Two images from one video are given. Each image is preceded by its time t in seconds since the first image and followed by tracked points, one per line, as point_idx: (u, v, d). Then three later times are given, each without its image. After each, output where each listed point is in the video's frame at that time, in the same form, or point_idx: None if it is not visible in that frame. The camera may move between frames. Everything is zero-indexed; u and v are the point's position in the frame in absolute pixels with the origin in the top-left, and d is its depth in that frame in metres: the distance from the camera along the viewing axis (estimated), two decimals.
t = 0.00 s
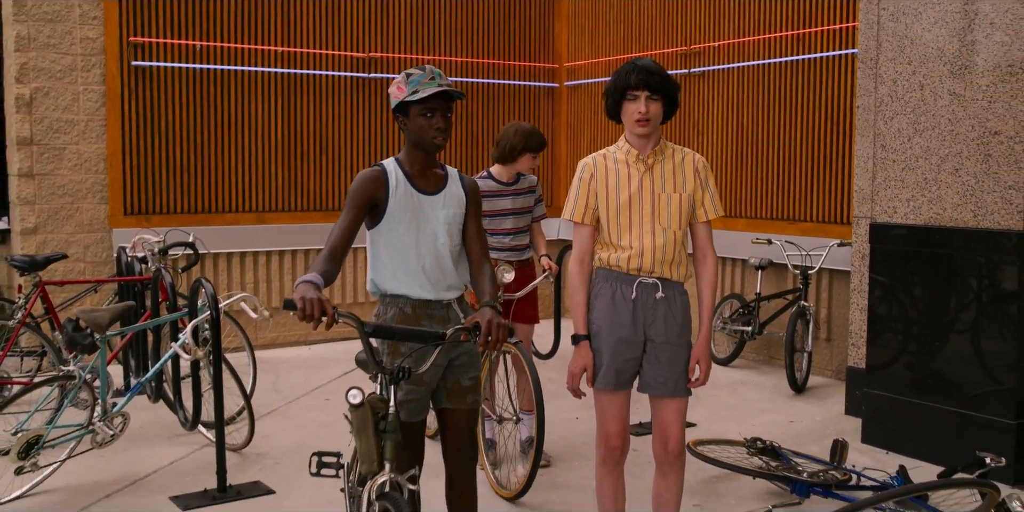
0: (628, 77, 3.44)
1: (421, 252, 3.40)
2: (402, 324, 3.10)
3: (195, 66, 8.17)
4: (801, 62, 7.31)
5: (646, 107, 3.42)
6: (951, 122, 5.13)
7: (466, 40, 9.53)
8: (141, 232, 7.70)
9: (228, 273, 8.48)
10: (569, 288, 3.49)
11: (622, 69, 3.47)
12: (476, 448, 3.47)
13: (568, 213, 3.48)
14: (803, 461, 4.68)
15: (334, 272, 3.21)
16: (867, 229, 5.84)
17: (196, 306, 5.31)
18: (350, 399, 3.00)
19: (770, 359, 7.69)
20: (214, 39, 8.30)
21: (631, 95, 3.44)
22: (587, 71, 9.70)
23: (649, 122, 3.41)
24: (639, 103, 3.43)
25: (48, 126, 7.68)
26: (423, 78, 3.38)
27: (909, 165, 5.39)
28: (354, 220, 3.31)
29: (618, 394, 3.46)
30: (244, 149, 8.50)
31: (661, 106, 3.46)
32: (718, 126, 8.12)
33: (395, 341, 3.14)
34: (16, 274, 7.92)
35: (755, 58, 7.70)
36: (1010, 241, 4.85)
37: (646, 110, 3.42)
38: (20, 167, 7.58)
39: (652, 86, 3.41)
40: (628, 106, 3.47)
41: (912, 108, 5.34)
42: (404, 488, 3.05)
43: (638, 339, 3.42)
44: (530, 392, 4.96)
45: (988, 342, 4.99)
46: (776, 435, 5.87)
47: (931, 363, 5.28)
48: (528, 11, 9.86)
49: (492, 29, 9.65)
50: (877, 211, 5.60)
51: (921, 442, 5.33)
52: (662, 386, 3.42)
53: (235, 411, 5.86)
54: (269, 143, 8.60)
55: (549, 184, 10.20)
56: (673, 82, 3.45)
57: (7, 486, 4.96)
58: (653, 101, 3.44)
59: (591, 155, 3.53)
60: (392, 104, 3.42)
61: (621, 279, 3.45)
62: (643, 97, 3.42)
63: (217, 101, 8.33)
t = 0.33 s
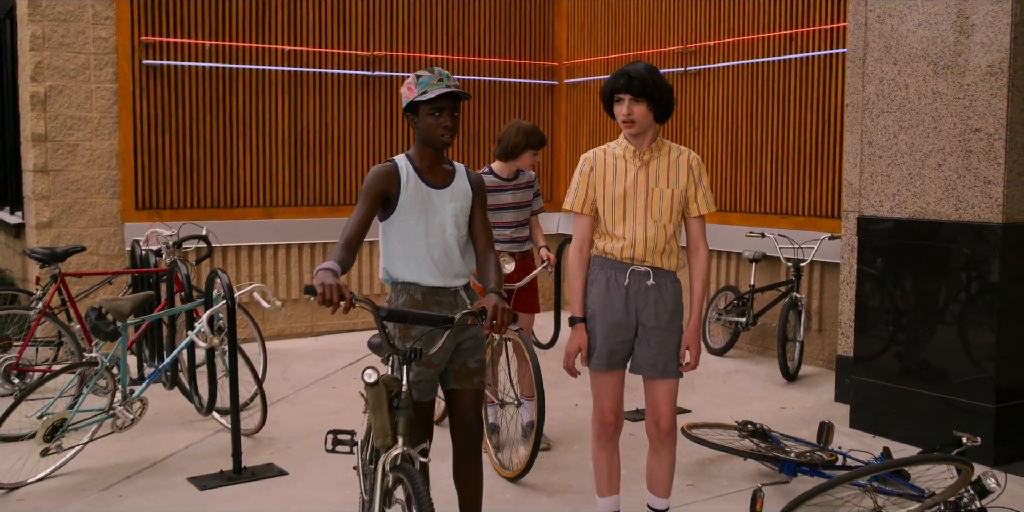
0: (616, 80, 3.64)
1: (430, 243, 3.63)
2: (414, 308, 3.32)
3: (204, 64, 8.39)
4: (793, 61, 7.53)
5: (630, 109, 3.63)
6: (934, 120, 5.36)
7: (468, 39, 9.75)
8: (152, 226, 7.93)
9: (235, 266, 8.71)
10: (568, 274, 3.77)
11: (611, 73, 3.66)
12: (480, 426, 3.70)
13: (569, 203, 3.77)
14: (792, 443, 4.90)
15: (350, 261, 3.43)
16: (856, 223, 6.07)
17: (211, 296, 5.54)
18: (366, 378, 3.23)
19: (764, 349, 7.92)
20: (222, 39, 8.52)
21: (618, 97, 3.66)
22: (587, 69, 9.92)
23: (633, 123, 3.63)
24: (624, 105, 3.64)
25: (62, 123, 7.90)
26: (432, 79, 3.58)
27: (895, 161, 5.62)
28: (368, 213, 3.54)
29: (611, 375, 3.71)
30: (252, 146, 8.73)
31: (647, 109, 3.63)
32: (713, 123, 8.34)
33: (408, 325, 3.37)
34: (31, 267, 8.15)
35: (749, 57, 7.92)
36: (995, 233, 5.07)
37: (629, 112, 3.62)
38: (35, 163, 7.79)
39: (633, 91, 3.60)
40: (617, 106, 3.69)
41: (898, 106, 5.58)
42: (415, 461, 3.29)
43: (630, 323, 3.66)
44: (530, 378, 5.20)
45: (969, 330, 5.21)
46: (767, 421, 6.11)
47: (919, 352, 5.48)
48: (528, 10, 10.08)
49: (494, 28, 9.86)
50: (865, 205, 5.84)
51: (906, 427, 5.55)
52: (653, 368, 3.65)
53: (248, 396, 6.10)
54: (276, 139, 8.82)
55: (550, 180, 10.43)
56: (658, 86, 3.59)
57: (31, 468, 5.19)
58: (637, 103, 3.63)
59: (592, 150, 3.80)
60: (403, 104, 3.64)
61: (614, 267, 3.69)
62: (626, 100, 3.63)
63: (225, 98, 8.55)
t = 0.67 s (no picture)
0: (616, 80, 3.87)
1: (439, 233, 3.87)
2: (424, 293, 3.55)
3: (214, 62, 8.61)
4: (787, 60, 7.76)
5: (629, 108, 3.84)
6: (919, 116, 5.60)
7: (470, 37, 9.97)
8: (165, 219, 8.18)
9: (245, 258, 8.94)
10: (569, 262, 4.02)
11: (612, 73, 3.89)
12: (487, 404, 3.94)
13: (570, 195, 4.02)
14: (783, 425, 5.14)
15: (365, 250, 3.66)
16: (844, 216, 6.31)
17: (226, 286, 5.78)
18: (380, 358, 3.46)
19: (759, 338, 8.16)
20: (232, 36, 8.74)
21: (618, 97, 3.89)
22: (586, 66, 10.14)
23: (632, 121, 3.85)
24: (623, 104, 3.86)
25: (76, 119, 8.13)
26: (441, 79, 3.83)
27: (883, 156, 5.85)
28: (381, 205, 3.77)
29: (609, 356, 3.94)
30: (260, 140, 8.96)
31: (644, 108, 3.85)
32: (710, 119, 8.58)
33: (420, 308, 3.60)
34: (48, 259, 8.38)
35: (745, 54, 8.15)
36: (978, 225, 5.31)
37: (628, 111, 3.84)
38: (50, 157, 8.02)
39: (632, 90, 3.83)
40: (617, 105, 3.92)
41: (885, 103, 5.81)
42: (427, 436, 3.52)
43: (626, 307, 3.90)
44: (531, 363, 5.42)
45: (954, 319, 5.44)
46: (760, 407, 6.34)
47: (910, 341, 5.67)
48: (530, 8, 10.30)
49: (495, 26, 10.08)
50: (854, 198, 6.07)
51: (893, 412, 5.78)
52: (647, 350, 3.89)
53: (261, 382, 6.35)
54: (283, 135, 9.05)
55: (551, 173, 10.65)
56: (655, 86, 3.82)
57: (53, 446, 5.41)
58: (636, 103, 3.85)
59: (591, 146, 4.03)
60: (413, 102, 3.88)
61: (611, 255, 3.93)
62: (626, 99, 3.85)
63: (235, 94, 8.77)
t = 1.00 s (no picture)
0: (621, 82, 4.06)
1: (447, 227, 4.11)
2: (434, 281, 3.78)
3: (223, 62, 8.83)
4: (781, 59, 7.98)
5: (636, 108, 4.06)
6: (906, 116, 5.82)
7: (473, 37, 10.21)
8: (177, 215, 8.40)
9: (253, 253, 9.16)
10: (570, 254, 4.28)
11: (614, 75, 4.11)
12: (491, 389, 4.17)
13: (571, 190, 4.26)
14: (773, 411, 5.35)
15: (378, 243, 3.90)
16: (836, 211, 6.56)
17: (239, 278, 6.00)
18: (393, 342, 3.68)
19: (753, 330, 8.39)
20: (240, 37, 8.96)
21: (624, 98, 4.08)
22: (586, 65, 10.37)
23: (639, 120, 4.07)
24: (631, 104, 4.06)
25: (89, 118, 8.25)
26: (450, 83, 4.08)
27: (871, 153, 6.09)
28: (392, 201, 4.00)
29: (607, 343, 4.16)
30: (267, 138, 9.18)
31: (650, 107, 4.08)
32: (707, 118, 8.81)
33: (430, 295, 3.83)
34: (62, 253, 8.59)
35: (741, 54, 8.37)
36: (960, 218, 5.54)
37: (636, 111, 4.05)
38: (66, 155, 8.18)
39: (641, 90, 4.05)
40: (622, 107, 4.11)
41: (873, 103, 6.04)
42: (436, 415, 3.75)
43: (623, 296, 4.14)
44: (533, 352, 5.65)
45: (942, 312, 5.66)
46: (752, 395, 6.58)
47: (901, 333, 5.87)
48: (531, 9, 10.54)
49: (497, 26, 10.32)
50: (844, 194, 6.31)
51: (881, 400, 6.01)
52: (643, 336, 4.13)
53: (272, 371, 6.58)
54: (290, 133, 9.28)
55: (552, 170, 10.89)
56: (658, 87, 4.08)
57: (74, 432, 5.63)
58: (643, 103, 4.06)
59: (591, 144, 4.27)
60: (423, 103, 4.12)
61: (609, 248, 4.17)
62: (634, 100, 4.05)
63: (243, 94, 9.00)
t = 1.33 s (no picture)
0: (621, 85, 4.31)
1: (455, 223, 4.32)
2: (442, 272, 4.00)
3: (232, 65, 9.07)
4: (776, 61, 8.21)
5: (636, 110, 4.31)
6: (893, 116, 6.06)
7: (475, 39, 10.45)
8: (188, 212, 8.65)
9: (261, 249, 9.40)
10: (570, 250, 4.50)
11: (616, 77, 4.33)
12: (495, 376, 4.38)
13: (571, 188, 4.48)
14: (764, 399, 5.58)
15: (390, 238, 4.12)
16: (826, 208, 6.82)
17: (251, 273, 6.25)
18: (404, 328, 3.93)
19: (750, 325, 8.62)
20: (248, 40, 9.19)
21: (624, 100, 4.34)
22: (586, 66, 10.58)
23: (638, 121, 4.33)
24: (631, 106, 4.32)
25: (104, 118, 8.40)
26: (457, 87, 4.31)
27: (860, 153, 6.32)
28: (403, 198, 4.23)
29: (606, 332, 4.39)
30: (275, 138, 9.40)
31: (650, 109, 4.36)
32: (705, 118, 9.04)
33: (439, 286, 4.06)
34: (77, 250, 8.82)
35: (737, 55, 8.60)
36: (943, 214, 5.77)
37: (636, 113, 4.32)
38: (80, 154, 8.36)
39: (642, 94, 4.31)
40: (622, 108, 4.36)
41: (862, 104, 6.28)
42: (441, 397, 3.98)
43: (622, 289, 4.39)
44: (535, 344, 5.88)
45: (932, 306, 5.86)
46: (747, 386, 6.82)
47: (891, 327, 6.09)
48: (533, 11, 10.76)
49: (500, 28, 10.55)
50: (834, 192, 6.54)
51: (871, 390, 6.24)
52: (641, 326, 4.34)
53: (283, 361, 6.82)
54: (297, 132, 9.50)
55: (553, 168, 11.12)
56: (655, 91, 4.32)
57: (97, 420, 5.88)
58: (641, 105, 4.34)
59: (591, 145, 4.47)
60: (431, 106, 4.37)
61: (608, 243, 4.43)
62: (634, 101, 4.31)
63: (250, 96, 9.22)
